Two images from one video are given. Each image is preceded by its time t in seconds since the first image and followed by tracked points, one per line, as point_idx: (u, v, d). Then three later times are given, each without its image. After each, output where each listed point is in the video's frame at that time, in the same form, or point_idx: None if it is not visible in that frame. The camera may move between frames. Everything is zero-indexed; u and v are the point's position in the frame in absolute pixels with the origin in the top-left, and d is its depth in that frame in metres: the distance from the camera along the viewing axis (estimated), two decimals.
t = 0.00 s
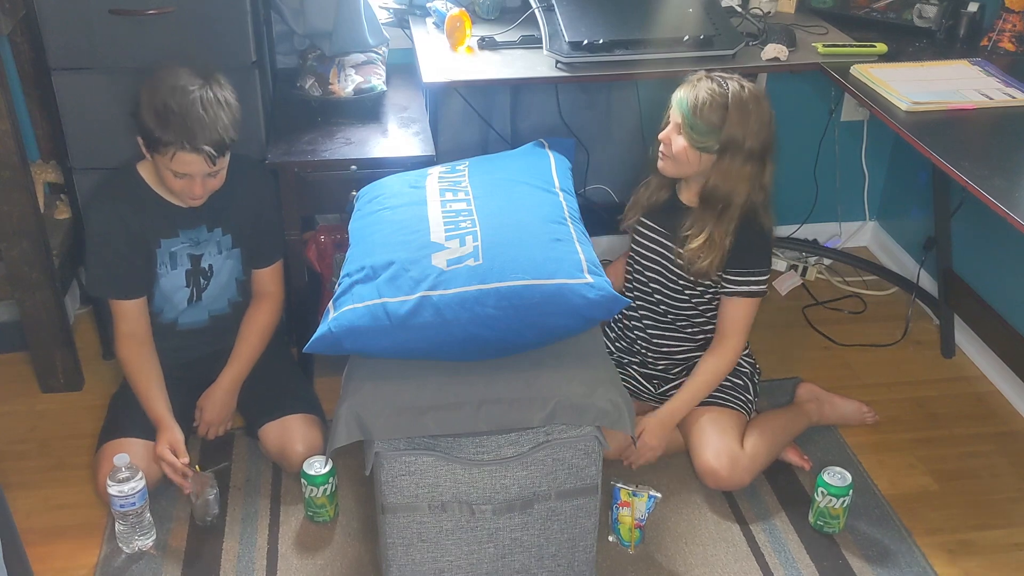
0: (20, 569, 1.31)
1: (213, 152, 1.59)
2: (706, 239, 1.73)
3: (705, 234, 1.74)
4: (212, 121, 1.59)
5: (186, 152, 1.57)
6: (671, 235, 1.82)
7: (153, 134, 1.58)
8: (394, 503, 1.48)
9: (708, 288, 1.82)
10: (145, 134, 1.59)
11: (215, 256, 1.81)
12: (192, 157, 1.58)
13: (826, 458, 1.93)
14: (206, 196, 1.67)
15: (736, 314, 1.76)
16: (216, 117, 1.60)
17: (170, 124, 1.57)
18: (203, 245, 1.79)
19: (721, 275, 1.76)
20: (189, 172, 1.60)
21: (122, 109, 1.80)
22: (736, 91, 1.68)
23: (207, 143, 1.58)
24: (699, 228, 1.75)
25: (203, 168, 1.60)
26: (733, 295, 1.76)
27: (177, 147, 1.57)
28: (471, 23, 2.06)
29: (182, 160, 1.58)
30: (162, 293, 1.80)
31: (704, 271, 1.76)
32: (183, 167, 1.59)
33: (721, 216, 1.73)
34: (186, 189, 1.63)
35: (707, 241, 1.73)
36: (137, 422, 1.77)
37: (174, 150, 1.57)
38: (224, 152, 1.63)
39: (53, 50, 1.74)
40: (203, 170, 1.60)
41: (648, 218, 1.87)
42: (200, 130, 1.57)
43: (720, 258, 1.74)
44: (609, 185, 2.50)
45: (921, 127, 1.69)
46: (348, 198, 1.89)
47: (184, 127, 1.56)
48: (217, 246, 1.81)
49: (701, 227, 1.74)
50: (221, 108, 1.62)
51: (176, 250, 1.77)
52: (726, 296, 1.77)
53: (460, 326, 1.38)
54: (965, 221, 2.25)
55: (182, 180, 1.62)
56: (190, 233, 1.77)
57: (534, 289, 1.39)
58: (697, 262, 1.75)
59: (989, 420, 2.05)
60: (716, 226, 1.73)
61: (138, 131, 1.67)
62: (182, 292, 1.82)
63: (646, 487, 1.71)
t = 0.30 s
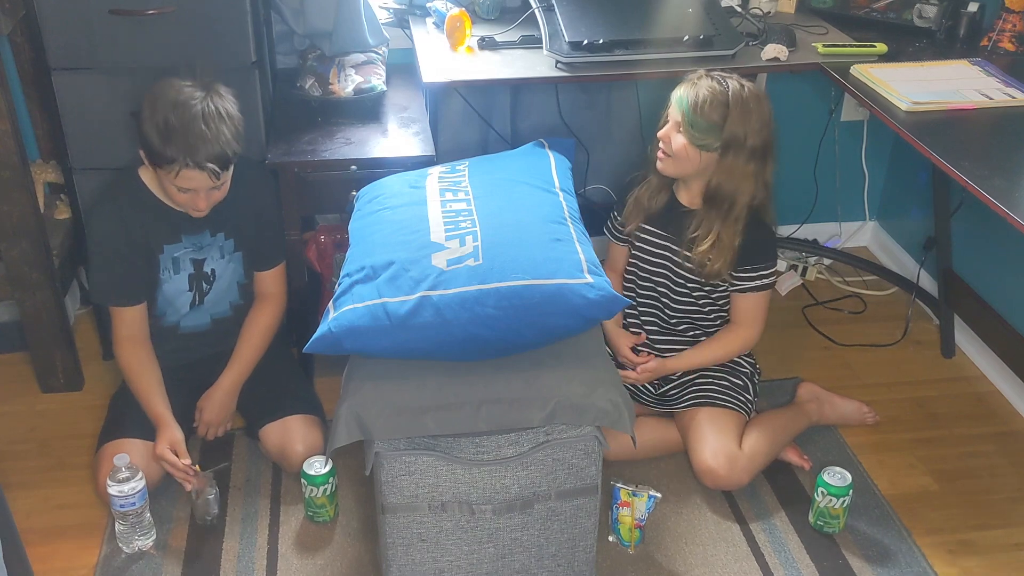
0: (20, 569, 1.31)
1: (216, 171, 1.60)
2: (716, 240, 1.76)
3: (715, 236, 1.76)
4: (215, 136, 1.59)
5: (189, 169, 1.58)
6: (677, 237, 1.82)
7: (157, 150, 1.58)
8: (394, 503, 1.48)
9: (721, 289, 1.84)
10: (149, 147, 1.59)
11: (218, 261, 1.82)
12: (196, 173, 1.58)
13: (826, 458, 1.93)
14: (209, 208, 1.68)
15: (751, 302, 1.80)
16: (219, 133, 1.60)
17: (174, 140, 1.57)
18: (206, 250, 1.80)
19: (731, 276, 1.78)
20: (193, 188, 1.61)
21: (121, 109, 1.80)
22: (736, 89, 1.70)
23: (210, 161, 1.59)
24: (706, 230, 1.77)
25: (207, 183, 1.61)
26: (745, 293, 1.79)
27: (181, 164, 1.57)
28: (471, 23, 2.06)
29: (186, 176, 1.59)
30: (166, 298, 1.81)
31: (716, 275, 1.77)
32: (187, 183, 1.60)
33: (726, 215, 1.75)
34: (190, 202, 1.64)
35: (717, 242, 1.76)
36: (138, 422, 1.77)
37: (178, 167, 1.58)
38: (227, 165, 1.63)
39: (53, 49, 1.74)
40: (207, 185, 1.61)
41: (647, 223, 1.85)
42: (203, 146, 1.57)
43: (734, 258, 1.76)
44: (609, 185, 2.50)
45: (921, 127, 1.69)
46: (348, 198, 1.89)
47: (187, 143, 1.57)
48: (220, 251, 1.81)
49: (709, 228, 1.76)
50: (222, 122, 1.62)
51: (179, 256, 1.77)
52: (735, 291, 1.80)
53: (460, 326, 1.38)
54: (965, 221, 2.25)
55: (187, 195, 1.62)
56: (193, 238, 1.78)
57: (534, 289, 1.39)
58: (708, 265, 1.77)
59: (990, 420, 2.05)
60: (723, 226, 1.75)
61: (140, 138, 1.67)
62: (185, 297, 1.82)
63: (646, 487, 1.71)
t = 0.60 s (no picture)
0: (20, 569, 1.31)
1: (220, 174, 1.60)
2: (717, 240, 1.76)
3: (717, 237, 1.76)
4: (219, 141, 1.59)
5: (193, 173, 1.58)
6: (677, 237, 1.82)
7: (159, 154, 1.58)
8: (395, 503, 1.48)
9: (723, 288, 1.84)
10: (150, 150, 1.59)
11: (216, 262, 1.82)
12: (199, 177, 1.58)
13: (826, 458, 1.93)
14: (210, 211, 1.68)
15: (759, 297, 1.81)
16: (223, 137, 1.60)
17: (178, 145, 1.57)
18: (203, 251, 1.80)
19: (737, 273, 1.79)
20: (196, 192, 1.61)
21: (121, 109, 1.80)
22: (736, 90, 1.70)
23: (214, 164, 1.59)
24: (708, 231, 1.77)
25: (210, 188, 1.61)
26: (753, 289, 1.80)
27: (185, 168, 1.57)
28: (471, 23, 2.07)
29: (189, 180, 1.59)
30: (163, 298, 1.81)
31: (720, 274, 1.78)
32: (190, 186, 1.60)
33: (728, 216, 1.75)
34: (192, 206, 1.64)
35: (719, 243, 1.76)
36: (138, 423, 1.77)
37: (182, 171, 1.58)
38: (230, 172, 1.64)
39: (53, 49, 1.74)
40: (210, 189, 1.61)
41: (647, 225, 1.85)
42: (207, 151, 1.57)
43: (737, 258, 1.77)
44: (609, 185, 2.50)
45: (921, 127, 1.69)
46: (348, 198, 1.89)
47: (191, 147, 1.56)
48: (218, 252, 1.81)
49: (710, 229, 1.77)
50: (226, 126, 1.62)
51: (177, 256, 1.77)
52: (743, 288, 1.81)
53: (460, 326, 1.38)
54: (965, 221, 2.25)
55: (190, 199, 1.62)
56: (192, 239, 1.78)
57: (534, 289, 1.39)
58: (713, 267, 1.78)
59: (990, 420, 2.05)
60: (725, 227, 1.76)
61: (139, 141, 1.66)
62: (182, 297, 1.82)
63: (646, 487, 1.71)
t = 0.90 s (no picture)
0: (20, 569, 1.31)
1: (219, 162, 1.60)
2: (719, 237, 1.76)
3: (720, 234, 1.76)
4: (216, 131, 1.59)
5: (192, 164, 1.58)
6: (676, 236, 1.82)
7: (159, 147, 1.58)
8: (394, 503, 1.48)
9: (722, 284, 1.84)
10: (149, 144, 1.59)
11: (214, 260, 1.81)
12: (199, 167, 1.58)
13: (826, 458, 1.93)
14: (210, 204, 1.68)
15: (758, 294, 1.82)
16: (220, 127, 1.60)
17: (177, 137, 1.57)
18: (201, 249, 1.79)
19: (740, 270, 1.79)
20: (196, 182, 1.60)
21: (121, 109, 1.80)
22: (737, 87, 1.70)
23: (214, 153, 1.59)
24: (709, 228, 1.77)
25: (210, 178, 1.61)
26: (757, 286, 1.80)
27: (186, 160, 1.57)
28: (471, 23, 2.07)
29: (189, 170, 1.58)
30: (162, 297, 1.80)
31: (724, 272, 1.79)
32: (190, 178, 1.60)
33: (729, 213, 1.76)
34: (192, 199, 1.64)
35: (720, 240, 1.76)
36: (137, 422, 1.77)
37: (183, 162, 1.58)
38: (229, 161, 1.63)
39: (53, 50, 1.74)
40: (209, 180, 1.61)
41: (646, 225, 1.85)
42: (206, 140, 1.58)
43: (739, 255, 1.77)
44: (609, 185, 2.49)
45: (921, 127, 1.69)
46: (348, 198, 1.89)
47: (190, 139, 1.57)
48: (216, 251, 1.81)
49: (712, 225, 1.77)
50: (223, 117, 1.63)
51: (174, 255, 1.77)
52: (746, 286, 1.81)
53: (460, 326, 1.38)
54: (965, 221, 2.25)
55: (190, 192, 1.62)
56: (189, 238, 1.77)
57: (534, 289, 1.39)
58: (715, 265, 1.78)
59: (990, 420, 2.05)
60: (727, 224, 1.76)
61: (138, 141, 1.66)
62: (181, 296, 1.82)
63: (646, 487, 1.71)
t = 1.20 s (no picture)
0: (20, 569, 1.31)
1: (217, 153, 1.60)
2: (724, 238, 1.76)
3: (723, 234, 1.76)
4: (213, 121, 1.60)
5: (191, 155, 1.58)
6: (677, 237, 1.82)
7: (156, 139, 1.58)
8: (394, 503, 1.48)
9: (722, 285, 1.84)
10: (146, 138, 1.59)
11: (212, 259, 1.81)
12: (197, 158, 1.58)
13: (826, 458, 1.93)
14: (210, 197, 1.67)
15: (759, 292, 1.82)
16: (216, 118, 1.61)
17: (174, 130, 1.57)
18: (199, 248, 1.79)
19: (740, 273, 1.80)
20: (194, 174, 1.60)
21: (121, 109, 1.80)
22: (742, 89, 1.71)
23: (212, 144, 1.59)
24: (714, 230, 1.77)
25: (208, 169, 1.61)
26: (757, 284, 1.81)
27: (183, 151, 1.58)
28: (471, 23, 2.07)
29: (187, 162, 1.59)
30: (161, 297, 1.80)
31: (727, 274, 1.78)
32: (188, 169, 1.60)
33: (734, 214, 1.76)
34: (191, 191, 1.63)
35: (726, 242, 1.76)
36: (138, 422, 1.77)
37: (181, 154, 1.58)
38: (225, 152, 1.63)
39: (53, 49, 1.74)
40: (208, 171, 1.61)
41: (647, 227, 1.85)
42: (204, 132, 1.58)
43: (739, 255, 1.77)
44: (609, 185, 2.49)
45: (921, 127, 1.69)
46: (348, 198, 1.89)
47: (187, 130, 1.57)
48: (214, 250, 1.81)
49: (716, 227, 1.77)
50: (218, 108, 1.63)
51: (172, 253, 1.77)
52: (748, 284, 1.82)
53: (460, 326, 1.38)
54: (965, 222, 2.25)
55: (190, 184, 1.62)
56: (187, 236, 1.77)
57: (534, 289, 1.39)
58: (719, 265, 1.78)
59: (990, 420, 2.05)
60: (732, 225, 1.76)
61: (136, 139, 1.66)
62: (180, 295, 1.82)
63: (646, 487, 1.71)
